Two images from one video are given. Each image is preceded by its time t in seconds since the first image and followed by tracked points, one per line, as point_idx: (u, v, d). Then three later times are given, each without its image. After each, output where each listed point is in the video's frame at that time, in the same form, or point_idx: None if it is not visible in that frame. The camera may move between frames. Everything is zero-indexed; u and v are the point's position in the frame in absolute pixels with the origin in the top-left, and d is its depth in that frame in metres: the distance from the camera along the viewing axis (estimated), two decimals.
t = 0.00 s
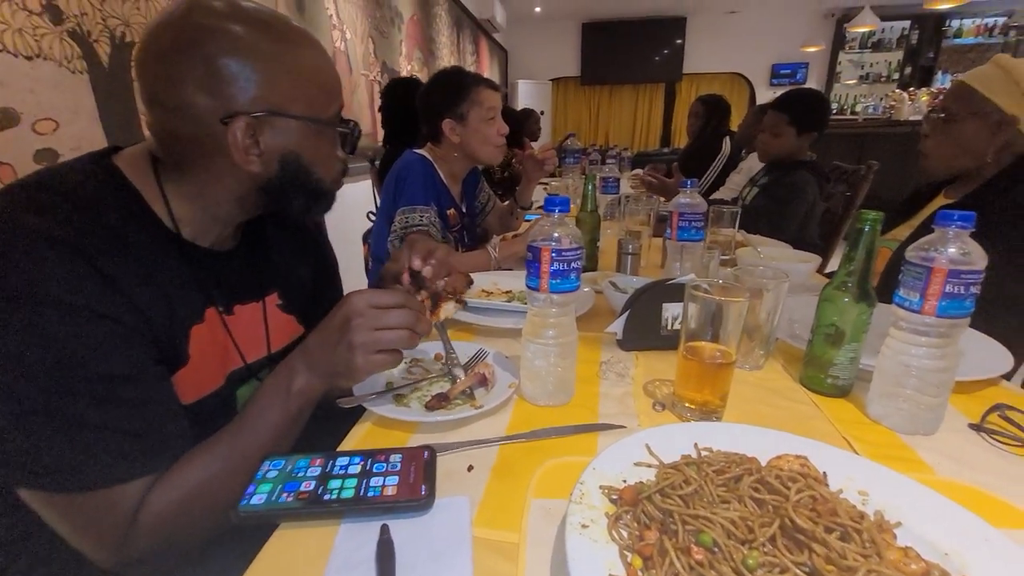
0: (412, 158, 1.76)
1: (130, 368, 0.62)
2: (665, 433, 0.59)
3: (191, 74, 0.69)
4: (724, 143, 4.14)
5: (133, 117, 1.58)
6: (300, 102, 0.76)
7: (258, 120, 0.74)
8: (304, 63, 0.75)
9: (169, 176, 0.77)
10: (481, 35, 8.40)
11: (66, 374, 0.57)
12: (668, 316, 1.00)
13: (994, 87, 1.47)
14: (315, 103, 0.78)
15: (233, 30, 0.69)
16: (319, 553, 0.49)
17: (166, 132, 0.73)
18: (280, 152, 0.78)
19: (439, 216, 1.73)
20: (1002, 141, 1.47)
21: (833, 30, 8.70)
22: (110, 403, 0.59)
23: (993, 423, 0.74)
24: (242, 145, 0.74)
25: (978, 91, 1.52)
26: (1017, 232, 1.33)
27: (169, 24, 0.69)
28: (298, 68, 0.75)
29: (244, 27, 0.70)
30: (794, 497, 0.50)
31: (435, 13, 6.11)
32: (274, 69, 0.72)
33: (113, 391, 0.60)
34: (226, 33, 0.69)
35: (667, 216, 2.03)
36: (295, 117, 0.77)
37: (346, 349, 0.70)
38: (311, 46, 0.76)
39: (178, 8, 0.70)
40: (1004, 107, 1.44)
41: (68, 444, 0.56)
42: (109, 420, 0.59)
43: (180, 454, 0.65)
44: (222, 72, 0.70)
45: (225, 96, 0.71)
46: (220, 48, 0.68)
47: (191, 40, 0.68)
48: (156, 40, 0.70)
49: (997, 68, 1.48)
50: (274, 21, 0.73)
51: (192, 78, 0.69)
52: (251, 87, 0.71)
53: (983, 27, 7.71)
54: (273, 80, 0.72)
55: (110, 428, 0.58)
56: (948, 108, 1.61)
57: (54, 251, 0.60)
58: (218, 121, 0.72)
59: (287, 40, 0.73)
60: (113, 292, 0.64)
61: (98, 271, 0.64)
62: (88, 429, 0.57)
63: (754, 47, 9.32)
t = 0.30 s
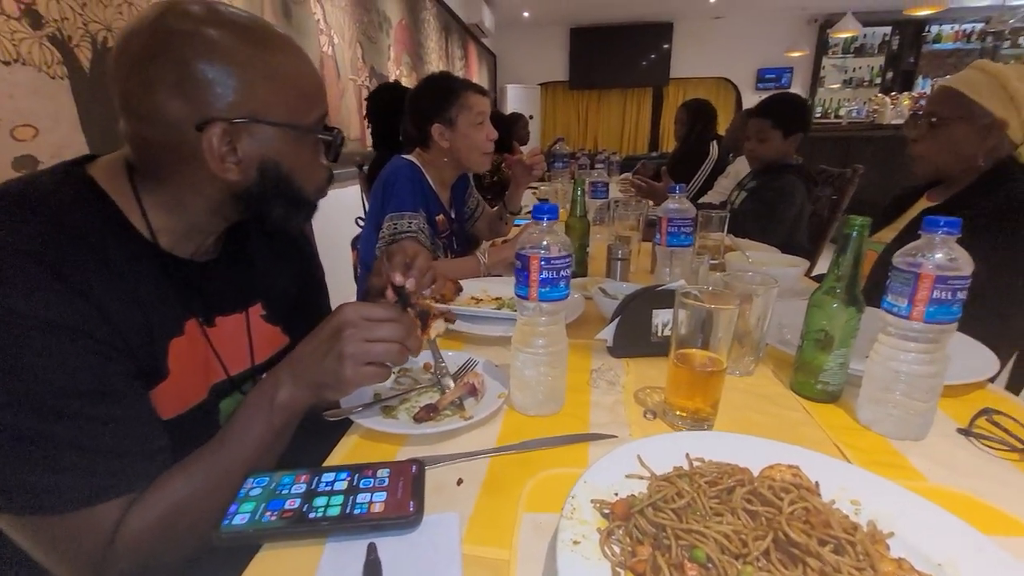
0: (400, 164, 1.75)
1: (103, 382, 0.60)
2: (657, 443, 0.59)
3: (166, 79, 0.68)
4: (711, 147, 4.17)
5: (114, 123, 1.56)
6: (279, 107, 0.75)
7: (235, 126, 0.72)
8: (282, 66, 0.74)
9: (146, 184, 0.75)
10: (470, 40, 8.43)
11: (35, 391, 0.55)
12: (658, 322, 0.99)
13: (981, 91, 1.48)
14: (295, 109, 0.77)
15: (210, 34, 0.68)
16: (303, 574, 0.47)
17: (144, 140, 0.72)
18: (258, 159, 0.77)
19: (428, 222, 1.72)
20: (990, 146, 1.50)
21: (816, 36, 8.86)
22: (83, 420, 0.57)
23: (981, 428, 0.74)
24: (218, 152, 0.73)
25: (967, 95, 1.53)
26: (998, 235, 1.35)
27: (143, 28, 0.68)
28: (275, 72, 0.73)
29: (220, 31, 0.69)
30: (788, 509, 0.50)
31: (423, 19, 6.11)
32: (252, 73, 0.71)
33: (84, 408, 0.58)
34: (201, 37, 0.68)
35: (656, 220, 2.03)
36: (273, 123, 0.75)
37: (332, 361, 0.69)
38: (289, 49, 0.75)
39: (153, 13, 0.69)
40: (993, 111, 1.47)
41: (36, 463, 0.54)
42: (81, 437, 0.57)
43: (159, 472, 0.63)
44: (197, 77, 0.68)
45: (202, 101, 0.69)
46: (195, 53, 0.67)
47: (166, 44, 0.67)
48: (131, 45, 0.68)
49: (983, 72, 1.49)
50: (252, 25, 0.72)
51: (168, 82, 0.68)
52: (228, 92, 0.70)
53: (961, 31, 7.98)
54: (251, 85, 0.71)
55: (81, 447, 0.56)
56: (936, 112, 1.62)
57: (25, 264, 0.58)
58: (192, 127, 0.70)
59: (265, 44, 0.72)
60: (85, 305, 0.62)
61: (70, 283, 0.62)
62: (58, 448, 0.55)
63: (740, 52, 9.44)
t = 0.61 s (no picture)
0: (394, 179, 1.76)
1: (103, 409, 0.61)
2: (651, 462, 0.60)
3: (166, 107, 0.69)
4: (701, 156, 4.23)
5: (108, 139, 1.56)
6: (278, 132, 0.76)
7: (233, 152, 0.73)
8: (280, 92, 0.75)
9: (144, 208, 0.76)
10: (461, 49, 8.49)
11: (37, 419, 0.56)
12: (650, 338, 1.01)
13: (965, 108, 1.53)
14: (294, 133, 0.78)
15: (209, 63, 0.69)
16: None
17: (144, 167, 0.73)
18: (256, 184, 0.77)
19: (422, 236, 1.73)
20: (973, 160, 1.56)
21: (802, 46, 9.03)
22: (85, 447, 0.58)
23: (962, 441, 0.76)
24: (215, 177, 0.73)
25: (951, 112, 1.57)
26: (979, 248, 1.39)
27: (144, 57, 0.69)
28: (274, 99, 0.74)
29: (220, 59, 0.70)
30: (777, 529, 0.52)
31: (415, 28, 6.16)
32: (251, 100, 0.72)
33: (84, 435, 0.59)
34: (201, 65, 0.69)
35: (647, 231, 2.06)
36: (271, 149, 0.76)
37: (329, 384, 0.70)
38: (288, 75, 0.77)
39: (153, 42, 0.70)
40: (975, 127, 1.52)
41: (38, 491, 0.55)
42: (81, 464, 0.57)
43: (160, 497, 0.64)
44: (197, 104, 0.69)
45: (201, 127, 0.70)
46: (195, 81, 0.68)
47: (166, 73, 0.68)
48: (132, 73, 0.69)
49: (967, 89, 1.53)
50: (251, 53, 0.73)
51: (167, 110, 0.69)
52: (227, 118, 0.71)
53: (942, 41, 8.20)
54: (249, 111, 0.72)
55: (81, 474, 0.57)
56: (922, 128, 1.64)
57: (28, 294, 0.59)
58: (191, 153, 0.71)
59: (264, 71, 0.73)
60: (84, 332, 0.63)
61: (70, 311, 0.63)
62: (59, 475, 0.56)
63: (728, 61, 9.59)
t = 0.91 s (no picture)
0: (384, 192, 1.76)
1: (87, 436, 0.60)
2: (639, 483, 0.61)
3: (153, 130, 0.69)
4: (689, 165, 4.27)
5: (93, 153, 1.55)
6: (266, 154, 0.76)
7: (220, 173, 0.73)
8: (269, 114, 0.75)
9: (129, 230, 0.75)
10: (452, 58, 8.54)
11: (20, 448, 0.55)
12: (639, 353, 1.02)
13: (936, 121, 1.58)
14: (282, 154, 0.78)
15: (197, 85, 0.69)
16: None
17: (129, 189, 0.72)
18: (243, 205, 0.77)
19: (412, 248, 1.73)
20: (950, 171, 1.57)
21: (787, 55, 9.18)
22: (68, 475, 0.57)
23: (944, 455, 0.78)
24: (203, 199, 0.73)
25: (926, 128, 1.61)
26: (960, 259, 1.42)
27: (131, 79, 0.69)
28: (262, 120, 0.74)
29: (208, 82, 0.70)
30: (762, 551, 0.53)
31: (405, 37, 6.18)
32: (239, 122, 0.72)
33: (68, 462, 0.58)
34: (190, 88, 0.69)
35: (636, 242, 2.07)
36: (259, 170, 0.76)
37: (317, 408, 0.69)
38: (276, 97, 0.77)
39: (141, 65, 0.70)
40: (946, 141, 1.56)
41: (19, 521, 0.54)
42: (64, 493, 0.57)
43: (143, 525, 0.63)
44: (185, 127, 0.69)
45: (189, 150, 0.70)
46: (183, 104, 0.68)
47: (154, 96, 0.68)
48: (119, 95, 0.69)
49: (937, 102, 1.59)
50: (239, 75, 0.74)
51: (154, 132, 0.69)
52: (214, 140, 0.71)
53: (923, 51, 8.50)
54: (237, 133, 0.72)
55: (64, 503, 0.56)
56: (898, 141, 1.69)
57: (14, 322, 0.59)
58: (178, 175, 0.71)
59: (253, 94, 0.73)
60: (68, 358, 0.63)
61: (54, 337, 0.62)
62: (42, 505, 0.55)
63: (716, 70, 9.72)
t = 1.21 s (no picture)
0: (371, 203, 1.76)
1: (59, 463, 0.59)
2: (623, 502, 0.61)
3: (129, 148, 0.68)
4: (676, 174, 4.32)
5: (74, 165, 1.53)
6: (245, 171, 0.75)
7: (198, 191, 0.72)
8: (249, 131, 0.75)
9: (105, 249, 0.74)
10: (442, 67, 8.59)
11: None
12: (624, 366, 1.02)
13: (905, 137, 1.67)
14: (262, 172, 0.77)
15: (176, 104, 0.69)
16: None
17: (104, 208, 0.71)
18: (221, 223, 0.76)
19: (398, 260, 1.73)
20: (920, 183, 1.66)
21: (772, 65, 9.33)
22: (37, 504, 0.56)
23: (926, 467, 0.78)
24: (180, 217, 0.72)
25: (895, 140, 1.71)
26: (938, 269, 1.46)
27: (108, 97, 0.69)
28: (242, 138, 0.74)
29: (187, 100, 0.70)
30: (744, 571, 0.53)
31: (394, 46, 6.20)
32: (218, 140, 0.71)
33: (39, 489, 0.57)
34: (168, 106, 0.68)
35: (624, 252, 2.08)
36: (237, 188, 0.75)
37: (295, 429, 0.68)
38: (257, 115, 0.77)
39: (118, 83, 0.70)
40: (915, 156, 1.63)
41: None
42: (32, 522, 0.55)
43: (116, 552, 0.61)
44: (162, 144, 0.68)
45: (165, 169, 0.69)
46: (161, 122, 0.68)
47: (131, 114, 0.67)
48: (95, 113, 0.68)
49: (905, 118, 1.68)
50: (219, 93, 0.73)
51: (131, 150, 0.68)
52: (192, 159, 0.70)
53: (903, 59, 8.82)
54: (217, 152, 0.71)
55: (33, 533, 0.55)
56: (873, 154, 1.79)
57: None
58: (154, 194, 0.70)
59: (233, 112, 0.73)
60: (38, 381, 0.61)
61: (24, 361, 0.61)
62: (12, 535, 0.54)
63: (702, 79, 9.85)
